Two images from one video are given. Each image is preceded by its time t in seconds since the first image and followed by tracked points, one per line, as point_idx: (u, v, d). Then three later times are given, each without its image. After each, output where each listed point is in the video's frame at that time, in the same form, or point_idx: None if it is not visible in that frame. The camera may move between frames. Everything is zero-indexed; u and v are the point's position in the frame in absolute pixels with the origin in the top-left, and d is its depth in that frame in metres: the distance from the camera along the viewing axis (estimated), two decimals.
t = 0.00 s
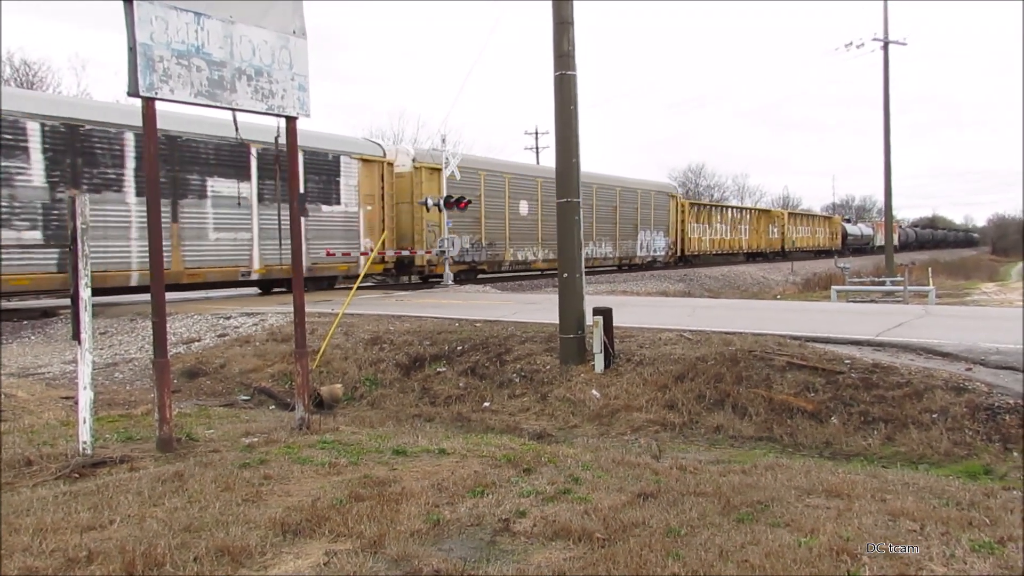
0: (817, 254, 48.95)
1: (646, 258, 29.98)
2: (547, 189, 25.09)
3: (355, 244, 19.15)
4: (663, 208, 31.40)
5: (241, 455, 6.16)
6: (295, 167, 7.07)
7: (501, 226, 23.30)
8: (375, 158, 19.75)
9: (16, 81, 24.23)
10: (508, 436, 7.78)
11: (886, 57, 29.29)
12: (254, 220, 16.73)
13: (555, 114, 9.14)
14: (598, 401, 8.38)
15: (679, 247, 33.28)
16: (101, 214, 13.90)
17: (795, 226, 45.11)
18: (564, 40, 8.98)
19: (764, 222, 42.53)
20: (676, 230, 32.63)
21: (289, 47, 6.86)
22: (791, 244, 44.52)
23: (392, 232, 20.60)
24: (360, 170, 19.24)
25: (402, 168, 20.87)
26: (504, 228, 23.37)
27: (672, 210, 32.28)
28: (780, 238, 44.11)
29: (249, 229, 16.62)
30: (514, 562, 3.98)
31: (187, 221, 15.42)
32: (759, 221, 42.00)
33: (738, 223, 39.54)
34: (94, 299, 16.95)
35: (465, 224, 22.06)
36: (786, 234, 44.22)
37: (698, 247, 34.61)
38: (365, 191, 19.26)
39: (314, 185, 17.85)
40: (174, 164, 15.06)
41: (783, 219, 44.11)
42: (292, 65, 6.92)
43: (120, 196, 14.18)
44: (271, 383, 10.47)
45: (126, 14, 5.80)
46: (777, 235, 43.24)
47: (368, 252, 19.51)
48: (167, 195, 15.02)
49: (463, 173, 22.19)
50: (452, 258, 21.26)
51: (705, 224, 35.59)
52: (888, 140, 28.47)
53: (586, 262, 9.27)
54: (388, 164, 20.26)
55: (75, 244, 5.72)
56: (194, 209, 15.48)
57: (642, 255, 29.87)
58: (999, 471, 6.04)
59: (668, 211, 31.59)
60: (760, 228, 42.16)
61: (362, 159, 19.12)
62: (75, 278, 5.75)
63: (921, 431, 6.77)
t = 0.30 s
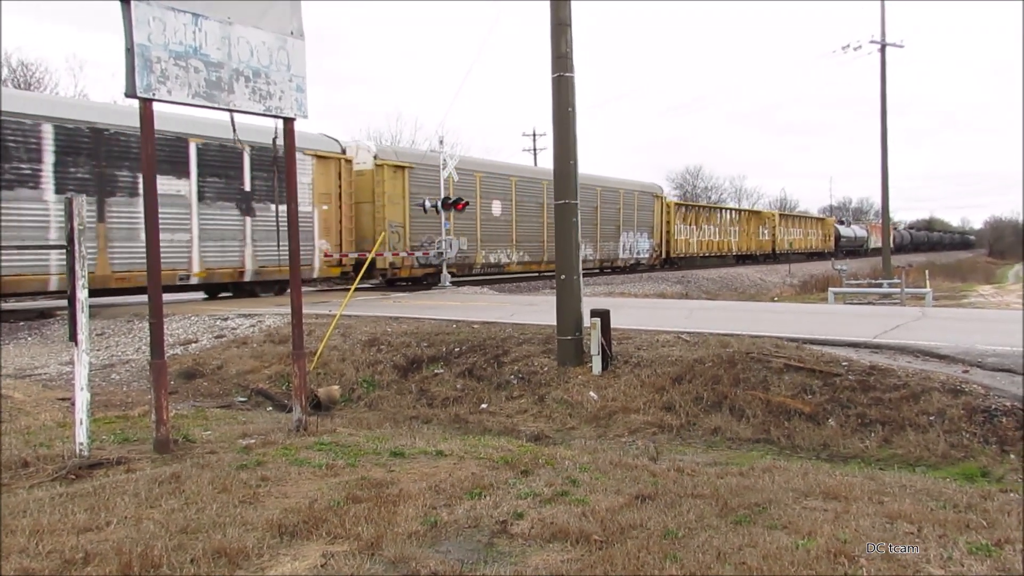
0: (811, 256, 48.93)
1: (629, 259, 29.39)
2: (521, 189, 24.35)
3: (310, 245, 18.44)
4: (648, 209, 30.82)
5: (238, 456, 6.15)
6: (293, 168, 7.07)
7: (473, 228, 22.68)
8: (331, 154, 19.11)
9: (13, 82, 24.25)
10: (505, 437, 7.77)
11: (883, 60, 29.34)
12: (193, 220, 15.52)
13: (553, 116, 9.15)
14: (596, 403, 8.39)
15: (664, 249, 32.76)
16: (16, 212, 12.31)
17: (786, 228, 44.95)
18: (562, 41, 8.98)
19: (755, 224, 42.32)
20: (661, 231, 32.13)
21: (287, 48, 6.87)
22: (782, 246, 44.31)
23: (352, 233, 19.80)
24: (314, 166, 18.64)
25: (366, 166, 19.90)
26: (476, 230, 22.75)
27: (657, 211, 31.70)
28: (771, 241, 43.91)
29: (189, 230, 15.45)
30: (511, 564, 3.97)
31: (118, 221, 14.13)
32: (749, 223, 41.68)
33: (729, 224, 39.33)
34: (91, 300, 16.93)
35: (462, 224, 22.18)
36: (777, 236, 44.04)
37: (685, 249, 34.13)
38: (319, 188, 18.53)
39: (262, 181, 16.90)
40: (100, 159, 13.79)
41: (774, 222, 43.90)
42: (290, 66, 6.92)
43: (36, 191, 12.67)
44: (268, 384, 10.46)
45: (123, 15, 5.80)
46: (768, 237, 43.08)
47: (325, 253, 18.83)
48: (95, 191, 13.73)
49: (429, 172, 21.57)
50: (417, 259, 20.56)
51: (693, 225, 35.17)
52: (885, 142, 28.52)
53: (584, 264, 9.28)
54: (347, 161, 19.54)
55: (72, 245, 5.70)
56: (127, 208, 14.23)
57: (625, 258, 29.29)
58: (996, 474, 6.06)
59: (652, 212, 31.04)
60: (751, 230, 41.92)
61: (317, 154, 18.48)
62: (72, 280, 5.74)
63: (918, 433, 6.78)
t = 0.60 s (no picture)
0: (805, 258, 48.91)
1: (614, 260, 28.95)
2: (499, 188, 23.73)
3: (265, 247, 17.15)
4: (634, 208, 30.21)
5: (236, 457, 6.14)
6: (292, 169, 7.07)
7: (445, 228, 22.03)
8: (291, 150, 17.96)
9: (13, 83, 24.26)
10: (505, 438, 7.78)
11: (881, 62, 29.41)
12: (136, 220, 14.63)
13: (552, 117, 9.15)
14: (595, 405, 8.38)
15: (650, 250, 32.30)
16: None
17: (779, 229, 44.84)
18: (561, 43, 8.99)
19: (748, 225, 42.21)
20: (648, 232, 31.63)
21: (286, 49, 6.87)
22: (775, 247, 44.19)
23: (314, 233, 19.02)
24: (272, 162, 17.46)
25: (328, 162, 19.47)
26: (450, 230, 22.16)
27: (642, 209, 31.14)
28: (764, 241, 43.78)
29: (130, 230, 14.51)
30: (510, 566, 3.97)
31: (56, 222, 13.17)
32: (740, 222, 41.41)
33: (721, 225, 39.07)
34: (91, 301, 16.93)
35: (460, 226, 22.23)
36: (769, 237, 43.93)
37: (673, 250, 33.77)
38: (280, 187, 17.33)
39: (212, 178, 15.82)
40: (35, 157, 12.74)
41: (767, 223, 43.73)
42: (289, 67, 6.92)
43: None
44: (267, 385, 10.45)
45: (123, 16, 5.79)
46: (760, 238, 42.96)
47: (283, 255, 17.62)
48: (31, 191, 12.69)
49: (398, 169, 20.83)
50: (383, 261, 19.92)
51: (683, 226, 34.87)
52: (884, 143, 28.57)
53: (583, 265, 9.28)
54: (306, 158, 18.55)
55: (71, 246, 5.70)
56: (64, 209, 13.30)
57: (609, 259, 28.83)
58: (995, 475, 6.07)
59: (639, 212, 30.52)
60: (743, 231, 41.79)
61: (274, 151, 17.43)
62: (71, 281, 5.73)
63: (917, 435, 6.79)
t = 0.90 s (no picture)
0: (800, 258, 48.94)
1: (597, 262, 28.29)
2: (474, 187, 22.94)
3: (214, 248, 16.37)
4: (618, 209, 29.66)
5: (234, 458, 6.14)
6: (291, 170, 7.06)
7: (414, 228, 21.25)
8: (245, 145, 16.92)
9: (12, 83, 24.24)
10: (503, 439, 7.78)
11: (879, 63, 29.47)
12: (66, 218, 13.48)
13: (551, 117, 9.15)
14: (593, 406, 8.38)
15: (638, 253, 31.79)
16: None
17: (771, 230, 44.77)
18: (560, 44, 8.99)
19: (740, 226, 42.08)
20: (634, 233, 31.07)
21: (285, 50, 6.86)
22: (767, 248, 44.12)
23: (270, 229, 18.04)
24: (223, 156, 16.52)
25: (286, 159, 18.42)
26: (419, 231, 21.41)
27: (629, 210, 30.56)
28: (755, 242, 43.74)
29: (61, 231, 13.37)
30: (509, 567, 3.96)
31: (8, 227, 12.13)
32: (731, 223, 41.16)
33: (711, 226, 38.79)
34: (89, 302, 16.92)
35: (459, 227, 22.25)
36: (761, 237, 43.85)
37: (660, 252, 33.36)
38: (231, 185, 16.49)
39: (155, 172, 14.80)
40: None
41: (758, 223, 43.62)
42: (287, 68, 6.92)
43: None
44: (265, 386, 10.44)
45: (121, 17, 5.79)
46: (752, 239, 42.89)
47: (233, 256, 16.84)
48: None
49: (362, 166, 19.89)
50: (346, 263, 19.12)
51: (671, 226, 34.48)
52: (882, 145, 28.62)
53: (581, 266, 9.27)
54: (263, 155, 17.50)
55: (69, 247, 5.69)
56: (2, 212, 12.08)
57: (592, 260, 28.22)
58: (992, 476, 6.08)
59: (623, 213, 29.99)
60: (735, 231, 41.66)
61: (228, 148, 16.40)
62: (69, 282, 5.71)
63: (915, 435, 6.80)
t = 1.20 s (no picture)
0: (794, 259, 48.94)
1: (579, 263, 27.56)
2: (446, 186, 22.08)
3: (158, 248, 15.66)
4: (603, 208, 28.96)
5: (233, 459, 6.12)
6: (290, 170, 7.06)
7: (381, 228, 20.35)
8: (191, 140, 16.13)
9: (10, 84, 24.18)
10: (502, 440, 7.77)
11: (879, 64, 29.51)
12: None
13: (550, 118, 9.14)
14: (592, 407, 8.37)
15: (623, 254, 31.33)
16: None
17: (763, 231, 44.67)
18: (559, 45, 8.99)
19: (731, 227, 41.87)
20: (619, 233, 30.53)
21: (284, 50, 6.86)
22: (760, 249, 44.00)
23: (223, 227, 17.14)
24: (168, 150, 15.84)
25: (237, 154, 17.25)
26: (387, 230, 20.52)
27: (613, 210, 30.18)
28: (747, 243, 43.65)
29: None
30: (508, 568, 3.96)
31: None
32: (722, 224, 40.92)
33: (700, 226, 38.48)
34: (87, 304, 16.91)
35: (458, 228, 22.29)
36: (754, 237, 43.71)
37: (646, 253, 32.85)
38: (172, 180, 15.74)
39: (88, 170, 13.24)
40: None
41: (750, 224, 43.52)
42: (286, 69, 6.91)
43: None
44: (264, 387, 10.44)
45: (120, 17, 5.79)
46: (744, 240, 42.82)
47: (178, 257, 16.09)
48: None
49: (325, 163, 18.83)
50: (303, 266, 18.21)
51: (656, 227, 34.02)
52: (881, 145, 28.65)
53: (580, 267, 9.27)
54: (210, 149, 16.54)
55: (66, 247, 5.69)
56: None
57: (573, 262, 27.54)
58: (991, 477, 6.09)
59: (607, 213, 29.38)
60: (726, 232, 41.45)
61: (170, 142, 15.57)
62: (66, 282, 5.70)
63: (914, 436, 6.80)
